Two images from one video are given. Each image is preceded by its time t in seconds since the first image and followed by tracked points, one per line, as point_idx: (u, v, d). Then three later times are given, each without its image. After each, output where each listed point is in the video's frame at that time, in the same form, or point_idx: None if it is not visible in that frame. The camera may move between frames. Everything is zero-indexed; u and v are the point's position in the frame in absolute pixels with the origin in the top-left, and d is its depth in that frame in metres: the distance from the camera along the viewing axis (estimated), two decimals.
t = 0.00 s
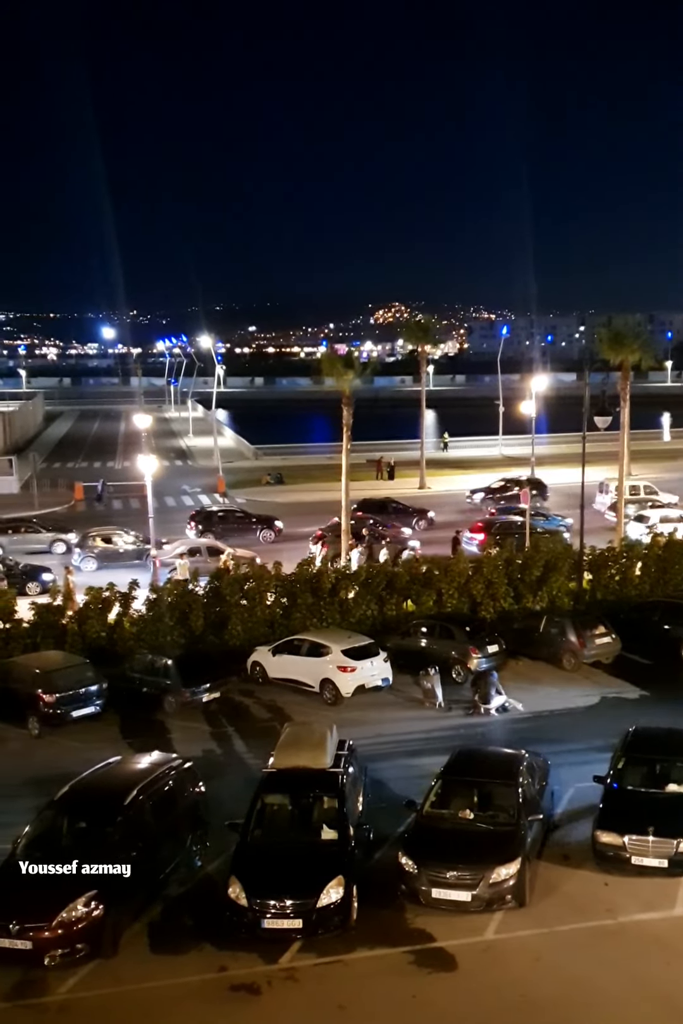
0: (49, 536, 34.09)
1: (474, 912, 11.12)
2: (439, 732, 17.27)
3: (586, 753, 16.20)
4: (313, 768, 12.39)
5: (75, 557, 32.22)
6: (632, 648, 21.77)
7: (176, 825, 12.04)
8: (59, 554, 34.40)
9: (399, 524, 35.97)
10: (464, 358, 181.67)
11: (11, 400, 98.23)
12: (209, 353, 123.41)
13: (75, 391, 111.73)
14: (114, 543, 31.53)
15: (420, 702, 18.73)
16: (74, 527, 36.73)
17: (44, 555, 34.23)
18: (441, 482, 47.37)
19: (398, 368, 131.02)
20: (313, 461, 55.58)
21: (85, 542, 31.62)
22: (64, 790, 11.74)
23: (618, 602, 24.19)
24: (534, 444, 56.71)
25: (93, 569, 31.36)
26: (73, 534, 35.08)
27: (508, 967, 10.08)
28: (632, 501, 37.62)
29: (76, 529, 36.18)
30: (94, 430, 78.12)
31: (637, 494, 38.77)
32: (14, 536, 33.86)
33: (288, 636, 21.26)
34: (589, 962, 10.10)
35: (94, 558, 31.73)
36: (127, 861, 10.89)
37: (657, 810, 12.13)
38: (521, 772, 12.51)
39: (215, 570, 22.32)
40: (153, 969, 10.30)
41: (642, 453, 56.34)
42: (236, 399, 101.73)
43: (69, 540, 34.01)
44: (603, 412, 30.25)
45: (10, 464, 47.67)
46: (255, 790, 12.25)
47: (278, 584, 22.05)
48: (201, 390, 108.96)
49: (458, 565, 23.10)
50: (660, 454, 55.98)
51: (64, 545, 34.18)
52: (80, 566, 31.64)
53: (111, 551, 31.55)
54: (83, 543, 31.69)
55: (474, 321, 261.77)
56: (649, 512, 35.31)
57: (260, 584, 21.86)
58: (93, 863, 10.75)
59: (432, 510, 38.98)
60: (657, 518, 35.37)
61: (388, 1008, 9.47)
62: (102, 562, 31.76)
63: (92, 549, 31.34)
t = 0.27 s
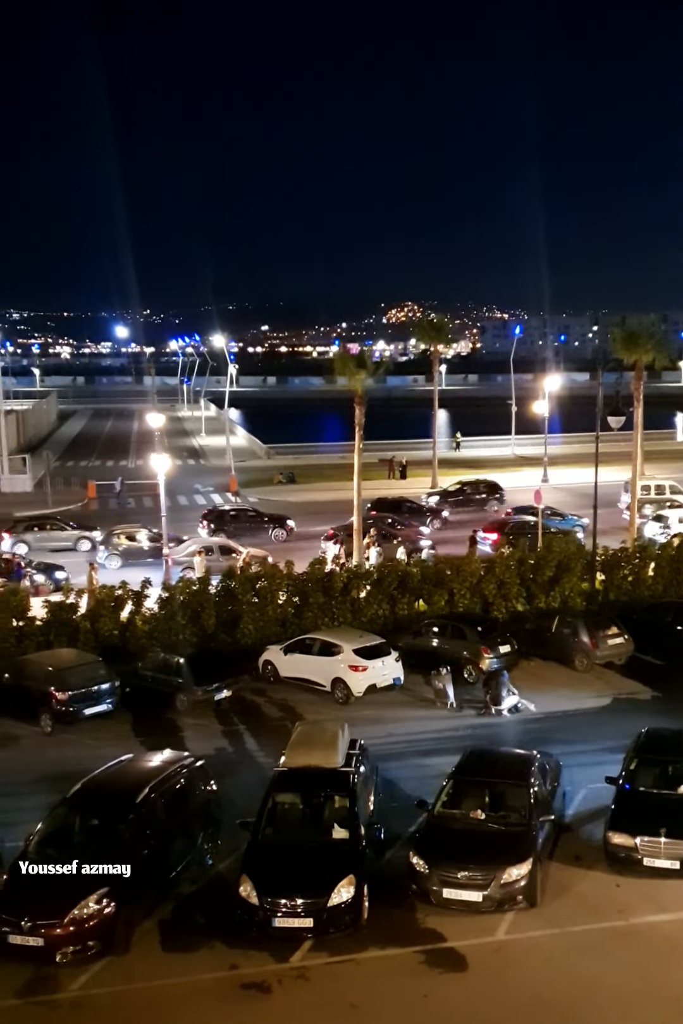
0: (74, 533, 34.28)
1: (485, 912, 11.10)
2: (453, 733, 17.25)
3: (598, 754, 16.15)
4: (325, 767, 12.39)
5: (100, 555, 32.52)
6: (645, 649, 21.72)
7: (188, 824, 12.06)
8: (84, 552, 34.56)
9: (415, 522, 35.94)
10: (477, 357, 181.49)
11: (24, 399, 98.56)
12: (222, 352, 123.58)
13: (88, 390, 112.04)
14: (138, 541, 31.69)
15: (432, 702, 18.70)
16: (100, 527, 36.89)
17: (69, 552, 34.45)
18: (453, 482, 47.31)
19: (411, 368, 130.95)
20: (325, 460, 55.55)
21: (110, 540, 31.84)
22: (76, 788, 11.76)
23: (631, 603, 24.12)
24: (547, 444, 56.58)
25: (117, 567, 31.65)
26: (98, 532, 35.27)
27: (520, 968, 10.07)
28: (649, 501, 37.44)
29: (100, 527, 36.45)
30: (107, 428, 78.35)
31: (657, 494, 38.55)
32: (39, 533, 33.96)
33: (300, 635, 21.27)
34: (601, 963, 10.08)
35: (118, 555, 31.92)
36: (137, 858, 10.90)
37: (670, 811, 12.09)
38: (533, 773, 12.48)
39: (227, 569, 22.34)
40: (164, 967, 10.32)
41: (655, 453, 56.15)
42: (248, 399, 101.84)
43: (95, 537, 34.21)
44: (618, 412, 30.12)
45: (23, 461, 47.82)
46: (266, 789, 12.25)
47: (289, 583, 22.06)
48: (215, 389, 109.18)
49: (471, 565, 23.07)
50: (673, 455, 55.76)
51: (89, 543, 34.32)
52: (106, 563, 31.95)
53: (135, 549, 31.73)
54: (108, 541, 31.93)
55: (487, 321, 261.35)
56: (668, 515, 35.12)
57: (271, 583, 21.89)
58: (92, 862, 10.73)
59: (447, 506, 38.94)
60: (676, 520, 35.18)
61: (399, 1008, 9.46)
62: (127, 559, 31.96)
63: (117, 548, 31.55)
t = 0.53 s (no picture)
0: (98, 531, 34.42)
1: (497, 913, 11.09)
2: (465, 732, 17.24)
3: (610, 755, 16.11)
4: (336, 766, 12.39)
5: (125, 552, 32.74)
6: (658, 650, 21.64)
7: (200, 821, 12.09)
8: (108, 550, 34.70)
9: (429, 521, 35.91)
10: (491, 356, 181.15)
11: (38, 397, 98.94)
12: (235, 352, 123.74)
13: (102, 389, 112.42)
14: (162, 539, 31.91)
15: (444, 702, 18.70)
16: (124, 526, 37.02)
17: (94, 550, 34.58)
18: (466, 482, 47.26)
19: (424, 368, 130.83)
20: (338, 460, 55.56)
21: (134, 539, 32.03)
22: (88, 785, 11.80)
23: (644, 604, 24.02)
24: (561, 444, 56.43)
25: (142, 565, 31.85)
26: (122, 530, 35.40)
27: (531, 968, 10.05)
28: (666, 503, 37.28)
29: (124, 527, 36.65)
30: (121, 427, 78.58)
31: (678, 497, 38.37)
32: (63, 532, 34.13)
33: (312, 635, 21.28)
34: (612, 964, 10.06)
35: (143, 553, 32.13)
36: (147, 856, 10.94)
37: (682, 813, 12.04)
38: (545, 773, 12.46)
39: (240, 568, 22.36)
40: (174, 965, 10.34)
41: (670, 453, 55.95)
42: (262, 399, 101.96)
43: (119, 534, 34.37)
44: (632, 413, 30.01)
45: (38, 460, 48.01)
46: (278, 787, 12.26)
47: (302, 582, 22.09)
48: (228, 389, 109.35)
49: (483, 565, 23.05)
50: None
51: (113, 541, 34.45)
52: (130, 561, 32.16)
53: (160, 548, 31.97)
54: (132, 540, 32.14)
55: (501, 320, 260.84)
56: None
57: (284, 582, 21.91)
58: (92, 863, 10.75)
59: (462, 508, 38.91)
60: None
61: (410, 1008, 9.45)
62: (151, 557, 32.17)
63: (141, 546, 31.71)
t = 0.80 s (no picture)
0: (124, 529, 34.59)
1: (512, 914, 11.07)
2: (480, 733, 17.21)
3: (626, 756, 16.05)
4: (352, 766, 12.39)
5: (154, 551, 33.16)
6: (676, 652, 21.52)
7: (215, 820, 12.12)
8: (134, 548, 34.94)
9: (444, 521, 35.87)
10: (508, 356, 180.67)
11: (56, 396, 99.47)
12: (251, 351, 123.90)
13: (119, 389, 112.92)
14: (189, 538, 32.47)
15: (459, 702, 18.67)
16: (149, 525, 37.25)
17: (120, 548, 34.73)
18: (482, 482, 47.16)
19: (440, 368, 130.62)
20: (354, 459, 55.57)
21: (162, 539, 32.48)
22: (105, 783, 11.86)
23: (662, 605, 23.90)
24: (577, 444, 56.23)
25: (168, 564, 32.14)
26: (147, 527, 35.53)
27: (546, 969, 10.03)
28: None
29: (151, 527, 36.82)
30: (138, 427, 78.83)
31: None
32: (89, 530, 34.40)
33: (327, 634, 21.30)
34: (628, 966, 10.02)
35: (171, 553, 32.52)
36: (161, 854, 10.98)
37: None
38: (561, 775, 12.42)
39: (255, 567, 22.39)
40: (190, 962, 10.39)
41: None
42: (278, 398, 102.07)
43: (145, 533, 34.58)
44: (649, 412, 29.87)
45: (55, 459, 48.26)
46: (294, 787, 12.27)
47: (317, 582, 22.12)
48: (244, 388, 109.52)
49: (499, 565, 23.00)
50: None
51: (139, 538, 34.70)
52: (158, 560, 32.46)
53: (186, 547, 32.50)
54: (160, 540, 32.56)
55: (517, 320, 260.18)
56: None
57: (299, 581, 21.94)
58: (92, 863, 10.79)
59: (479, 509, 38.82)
60: None
61: (425, 1009, 9.45)
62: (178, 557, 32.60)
63: (168, 545, 32.06)
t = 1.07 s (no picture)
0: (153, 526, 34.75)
1: (532, 914, 11.04)
2: (500, 733, 17.18)
3: (647, 757, 15.98)
4: (371, 765, 12.40)
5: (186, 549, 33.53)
6: None
7: (234, 818, 12.16)
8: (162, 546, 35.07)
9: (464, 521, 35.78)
10: (528, 355, 180.02)
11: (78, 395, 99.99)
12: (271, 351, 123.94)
13: (141, 388, 113.38)
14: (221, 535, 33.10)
15: (479, 702, 18.64)
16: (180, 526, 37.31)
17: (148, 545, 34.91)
18: (502, 481, 47.03)
19: (460, 367, 130.34)
20: (374, 459, 55.55)
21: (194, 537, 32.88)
22: (126, 780, 11.92)
23: None
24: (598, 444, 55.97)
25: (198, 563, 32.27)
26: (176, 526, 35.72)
27: (566, 970, 10.00)
28: None
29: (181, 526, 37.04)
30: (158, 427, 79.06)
31: None
32: (118, 527, 34.57)
33: (346, 634, 21.31)
34: (649, 967, 9.98)
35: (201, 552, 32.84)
36: (179, 852, 11.03)
37: None
38: (581, 775, 12.39)
39: (274, 566, 22.44)
40: (210, 960, 10.43)
41: None
42: (298, 398, 102.11)
43: (173, 532, 34.70)
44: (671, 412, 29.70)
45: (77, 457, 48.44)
46: (313, 785, 12.29)
47: (336, 581, 22.14)
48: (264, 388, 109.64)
49: (519, 566, 22.95)
50: None
51: (167, 537, 34.84)
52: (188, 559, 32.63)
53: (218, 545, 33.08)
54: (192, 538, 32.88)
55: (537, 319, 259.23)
56: None
57: (319, 580, 21.97)
58: (93, 863, 10.85)
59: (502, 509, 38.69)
60: None
61: (444, 1009, 9.44)
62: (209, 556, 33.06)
63: (199, 543, 32.42)
